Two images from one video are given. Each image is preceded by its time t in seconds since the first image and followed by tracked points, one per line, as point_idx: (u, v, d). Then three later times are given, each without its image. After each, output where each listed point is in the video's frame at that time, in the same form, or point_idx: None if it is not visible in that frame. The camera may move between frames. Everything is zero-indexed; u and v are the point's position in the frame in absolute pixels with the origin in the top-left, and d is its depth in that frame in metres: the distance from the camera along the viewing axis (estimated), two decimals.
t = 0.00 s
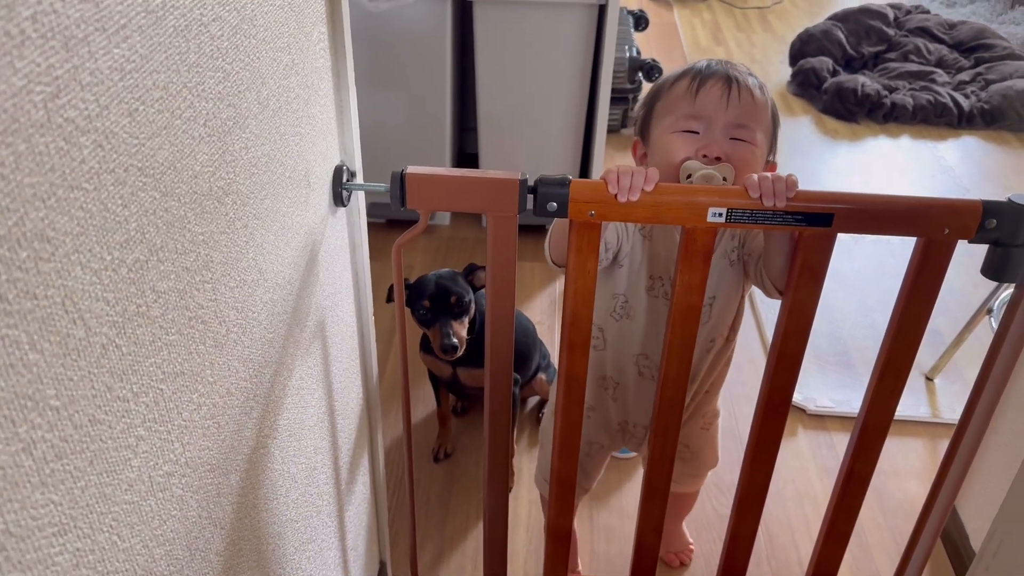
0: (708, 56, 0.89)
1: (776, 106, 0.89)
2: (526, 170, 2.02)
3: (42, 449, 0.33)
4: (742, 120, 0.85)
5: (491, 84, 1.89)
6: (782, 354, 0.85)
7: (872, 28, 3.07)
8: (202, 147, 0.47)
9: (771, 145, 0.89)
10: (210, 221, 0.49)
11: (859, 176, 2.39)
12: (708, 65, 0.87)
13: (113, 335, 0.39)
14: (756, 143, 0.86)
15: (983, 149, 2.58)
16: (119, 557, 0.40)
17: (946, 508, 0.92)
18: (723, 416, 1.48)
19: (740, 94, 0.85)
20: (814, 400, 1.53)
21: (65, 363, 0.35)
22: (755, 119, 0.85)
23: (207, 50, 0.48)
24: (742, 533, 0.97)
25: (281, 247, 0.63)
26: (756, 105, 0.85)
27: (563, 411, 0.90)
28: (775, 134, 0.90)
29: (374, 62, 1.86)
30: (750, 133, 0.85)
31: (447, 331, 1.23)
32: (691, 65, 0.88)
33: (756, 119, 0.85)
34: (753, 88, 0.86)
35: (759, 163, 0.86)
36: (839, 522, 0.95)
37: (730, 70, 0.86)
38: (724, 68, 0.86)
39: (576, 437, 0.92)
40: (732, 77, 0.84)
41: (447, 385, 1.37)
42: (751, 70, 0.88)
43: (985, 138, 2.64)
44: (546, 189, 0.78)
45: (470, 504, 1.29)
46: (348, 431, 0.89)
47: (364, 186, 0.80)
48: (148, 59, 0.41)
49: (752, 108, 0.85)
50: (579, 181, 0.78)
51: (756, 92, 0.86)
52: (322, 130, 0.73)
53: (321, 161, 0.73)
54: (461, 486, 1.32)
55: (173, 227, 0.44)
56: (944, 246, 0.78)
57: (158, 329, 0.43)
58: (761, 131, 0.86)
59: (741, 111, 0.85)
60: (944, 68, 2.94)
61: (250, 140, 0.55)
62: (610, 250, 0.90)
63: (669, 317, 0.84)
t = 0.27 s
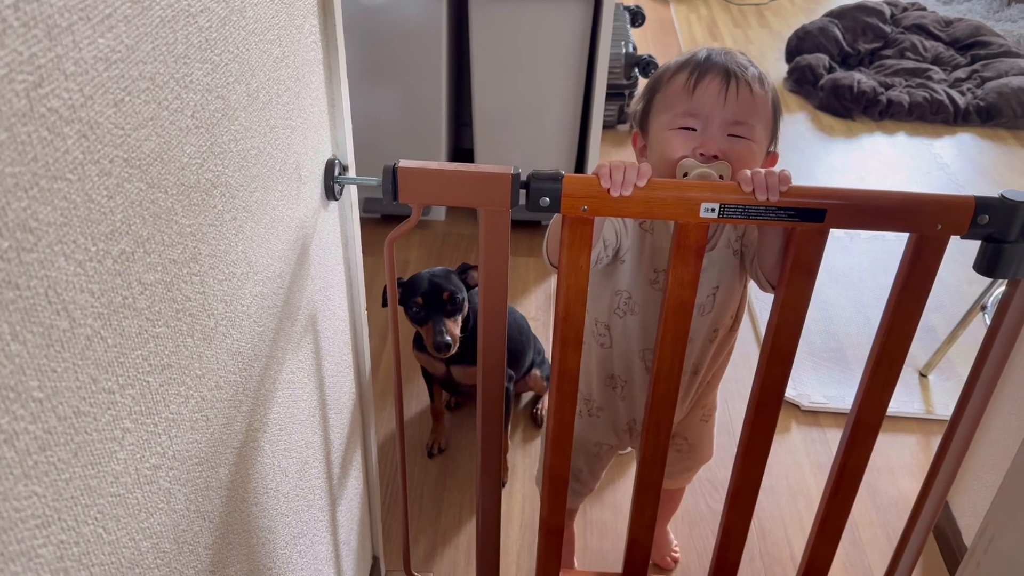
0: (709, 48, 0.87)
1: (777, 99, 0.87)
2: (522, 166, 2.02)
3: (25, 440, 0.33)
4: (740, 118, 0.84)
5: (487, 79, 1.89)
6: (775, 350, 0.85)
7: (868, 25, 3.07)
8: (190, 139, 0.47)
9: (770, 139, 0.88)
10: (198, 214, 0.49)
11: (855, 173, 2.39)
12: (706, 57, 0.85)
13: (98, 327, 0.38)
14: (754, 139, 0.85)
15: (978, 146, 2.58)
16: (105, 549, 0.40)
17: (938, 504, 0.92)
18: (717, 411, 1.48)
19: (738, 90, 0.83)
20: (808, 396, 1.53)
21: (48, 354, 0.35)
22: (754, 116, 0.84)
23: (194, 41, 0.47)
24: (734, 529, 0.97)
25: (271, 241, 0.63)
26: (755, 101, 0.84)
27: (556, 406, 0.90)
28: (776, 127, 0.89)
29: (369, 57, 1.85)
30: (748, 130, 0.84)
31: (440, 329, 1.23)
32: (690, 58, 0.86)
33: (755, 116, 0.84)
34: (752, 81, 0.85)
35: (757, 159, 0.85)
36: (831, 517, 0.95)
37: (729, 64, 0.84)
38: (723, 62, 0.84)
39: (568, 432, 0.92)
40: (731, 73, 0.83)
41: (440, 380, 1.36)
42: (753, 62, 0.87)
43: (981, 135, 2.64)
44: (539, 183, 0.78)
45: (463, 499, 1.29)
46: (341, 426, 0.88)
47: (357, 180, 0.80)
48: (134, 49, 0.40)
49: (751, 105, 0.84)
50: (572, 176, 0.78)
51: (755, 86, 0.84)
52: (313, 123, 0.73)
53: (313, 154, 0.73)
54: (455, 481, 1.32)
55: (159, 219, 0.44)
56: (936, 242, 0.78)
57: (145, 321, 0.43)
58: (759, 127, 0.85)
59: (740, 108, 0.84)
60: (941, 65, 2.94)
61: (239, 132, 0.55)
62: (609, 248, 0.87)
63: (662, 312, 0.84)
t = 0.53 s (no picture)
0: (711, 41, 0.87)
1: (779, 93, 0.88)
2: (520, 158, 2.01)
3: (17, 434, 0.33)
4: (740, 115, 0.85)
5: (486, 71, 1.88)
6: (773, 344, 0.85)
7: (869, 18, 3.06)
8: (184, 130, 0.47)
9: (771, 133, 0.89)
10: (192, 206, 0.49)
11: (853, 167, 2.39)
12: (709, 51, 0.85)
13: (90, 319, 0.38)
14: (755, 136, 0.86)
15: (978, 140, 2.57)
16: (98, 543, 0.40)
17: (934, 498, 0.92)
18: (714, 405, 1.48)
19: (739, 88, 0.84)
20: (805, 389, 1.53)
21: (40, 347, 0.34)
22: (754, 113, 0.85)
23: (189, 31, 0.47)
24: (731, 522, 0.97)
25: (266, 233, 0.62)
26: (756, 98, 0.85)
27: (553, 399, 0.90)
28: (777, 121, 0.89)
29: (367, 47, 1.85)
30: (748, 127, 0.85)
31: (438, 322, 1.23)
32: (692, 52, 0.86)
33: (756, 113, 0.85)
34: (754, 78, 0.85)
35: (756, 156, 0.86)
36: (827, 511, 0.96)
37: (731, 60, 0.85)
38: (725, 58, 0.85)
39: (565, 425, 0.92)
40: (732, 70, 0.84)
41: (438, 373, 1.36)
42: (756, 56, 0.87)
43: (980, 129, 2.64)
44: (535, 176, 0.78)
45: (460, 491, 1.29)
46: (337, 418, 0.88)
47: (354, 172, 0.79)
48: (127, 40, 0.40)
49: (751, 103, 0.85)
50: (569, 169, 0.77)
51: (756, 82, 0.85)
52: (309, 114, 0.72)
53: (309, 146, 0.73)
54: (452, 474, 1.32)
55: (153, 212, 0.44)
56: (934, 237, 0.78)
57: (138, 314, 0.43)
58: (760, 124, 0.86)
59: (740, 105, 0.84)
60: (941, 58, 2.93)
61: (234, 124, 0.55)
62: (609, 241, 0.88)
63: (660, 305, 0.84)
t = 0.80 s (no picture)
0: (710, 50, 0.88)
1: (776, 103, 0.89)
2: (521, 152, 2.00)
3: (5, 459, 0.33)
4: (736, 125, 0.86)
5: (487, 64, 1.87)
6: (772, 348, 0.85)
7: (872, 10, 3.04)
8: (177, 142, 0.46)
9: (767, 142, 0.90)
10: (185, 218, 0.48)
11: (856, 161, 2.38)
12: (708, 61, 0.87)
13: (81, 339, 0.38)
14: (749, 147, 0.87)
15: (981, 135, 2.56)
16: (90, 562, 0.40)
17: (932, 502, 0.92)
18: (714, 403, 1.48)
19: (736, 99, 0.86)
20: (805, 388, 1.52)
21: (29, 370, 0.34)
22: (750, 124, 0.86)
23: (182, 41, 0.46)
24: (728, 525, 0.97)
25: (262, 240, 0.62)
26: (752, 109, 0.86)
27: (551, 402, 0.90)
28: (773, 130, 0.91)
29: (367, 41, 1.83)
30: (743, 138, 0.87)
31: (439, 319, 1.22)
32: (691, 60, 0.88)
33: (752, 124, 0.87)
34: (751, 88, 0.87)
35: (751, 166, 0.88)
36: (825, 515, 0.95)
37: (730, 70, 0.86)
38: (723, 69, 0.86)
39: (563, 428, 0.92)
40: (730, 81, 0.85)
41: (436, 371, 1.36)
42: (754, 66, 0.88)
43: (984, 124, 2.62)
44: (534, 179, 0.77)
45: (458, 490, 1.29)
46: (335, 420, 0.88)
47: (351, 174, 0.79)
48: (118, 54, 0.39)
49: (748, 113, 0.86)
50: (568, 172, 0.77)
51: (753, 94, 0.86)
52: (307, 117, 0.72)
53: (306, 149, 0.72)
54: (450, 472, 1.32)
55: (145, 226, 0.43)
56: (935, 243, 0.77)
57: (130, 330, 0.42)
58: (755, 134, 0.87)
59: (736, 116, 0.86)
60: (945, 52, 2.91)
61: (229, 132, 0.54)
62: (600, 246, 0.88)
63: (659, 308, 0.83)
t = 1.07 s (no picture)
0: (717, 44, 0.82)
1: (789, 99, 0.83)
2: (528, 143, 1.96)
3: None
4: (748, 122, 0.79)
5: (495, 54, 1.82)
6: (790, 362, 0.81)
7: None
8: (154, 159, 0.42)
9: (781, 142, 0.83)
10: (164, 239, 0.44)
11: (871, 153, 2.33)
12: (715, 56, 0.81)
13: (42, 384, 0.34)
14: (763, 147, 0.80)
15: (999, 127, 2.50)
16: None
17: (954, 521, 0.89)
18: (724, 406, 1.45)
19: (747, 94, 0.79)
20: (818, 391, 1.49)
21: None
22: (763, 120, 0.80)
23: (160, 48, 0.42)
24: (740, 541, 0.94)
25: (252, 254, 0.58)
26: (765, 105, 0.80)
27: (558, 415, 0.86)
28: (787, 129, 0.84)
29: (370, 29, 1.78)
30: (756, 136, 0.80)
31: (440, 328, 1.19)
32: (697, 56, 0.82)
33: (765, 120, 0.80)
34: (763, 83, 0.80)
35: (765, 167, 0.81)
36: (841, 531, 0.92)
37: (739, 64, 0.80)
38: (732, 62, 0.80)
39: (570, 442, 0.89)
40: (739, 75, 0.79)
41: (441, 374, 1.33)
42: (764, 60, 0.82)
43: (1002, 115, 2.56)
44: (542, 186, 0.73)
45: (461, 495, 1.26)
46: (333, 433, 0.85)
47: (349, 179, 0.75)
48: (84, 67, 0.36)
49: (760, 109, 0.80)
50: (577, 179, 0.73)
51: (765, 90, 0.80)
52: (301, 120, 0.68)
53: (301, 153, 0.68)
54: (453, 476, 1.29)
55: (117, 253, 0.39)
56: (965, 256, 0.73)
57: (100, 367, 0.39)
58: (769, 132, 0.80)
59: (748, 112, 0.79)
60: (962, 40, 2.84)
61: (214, 142, 0.50)
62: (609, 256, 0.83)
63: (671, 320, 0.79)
